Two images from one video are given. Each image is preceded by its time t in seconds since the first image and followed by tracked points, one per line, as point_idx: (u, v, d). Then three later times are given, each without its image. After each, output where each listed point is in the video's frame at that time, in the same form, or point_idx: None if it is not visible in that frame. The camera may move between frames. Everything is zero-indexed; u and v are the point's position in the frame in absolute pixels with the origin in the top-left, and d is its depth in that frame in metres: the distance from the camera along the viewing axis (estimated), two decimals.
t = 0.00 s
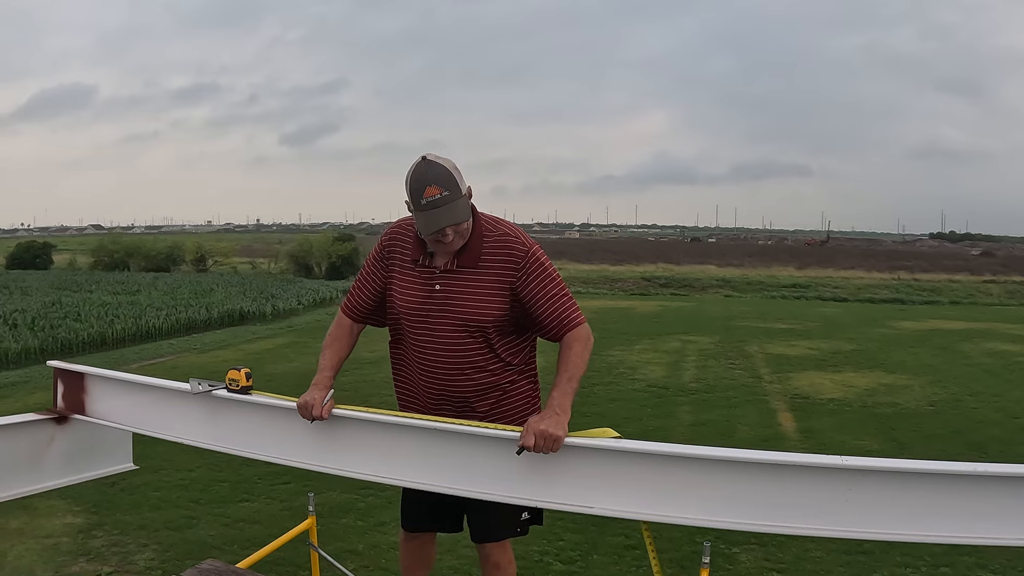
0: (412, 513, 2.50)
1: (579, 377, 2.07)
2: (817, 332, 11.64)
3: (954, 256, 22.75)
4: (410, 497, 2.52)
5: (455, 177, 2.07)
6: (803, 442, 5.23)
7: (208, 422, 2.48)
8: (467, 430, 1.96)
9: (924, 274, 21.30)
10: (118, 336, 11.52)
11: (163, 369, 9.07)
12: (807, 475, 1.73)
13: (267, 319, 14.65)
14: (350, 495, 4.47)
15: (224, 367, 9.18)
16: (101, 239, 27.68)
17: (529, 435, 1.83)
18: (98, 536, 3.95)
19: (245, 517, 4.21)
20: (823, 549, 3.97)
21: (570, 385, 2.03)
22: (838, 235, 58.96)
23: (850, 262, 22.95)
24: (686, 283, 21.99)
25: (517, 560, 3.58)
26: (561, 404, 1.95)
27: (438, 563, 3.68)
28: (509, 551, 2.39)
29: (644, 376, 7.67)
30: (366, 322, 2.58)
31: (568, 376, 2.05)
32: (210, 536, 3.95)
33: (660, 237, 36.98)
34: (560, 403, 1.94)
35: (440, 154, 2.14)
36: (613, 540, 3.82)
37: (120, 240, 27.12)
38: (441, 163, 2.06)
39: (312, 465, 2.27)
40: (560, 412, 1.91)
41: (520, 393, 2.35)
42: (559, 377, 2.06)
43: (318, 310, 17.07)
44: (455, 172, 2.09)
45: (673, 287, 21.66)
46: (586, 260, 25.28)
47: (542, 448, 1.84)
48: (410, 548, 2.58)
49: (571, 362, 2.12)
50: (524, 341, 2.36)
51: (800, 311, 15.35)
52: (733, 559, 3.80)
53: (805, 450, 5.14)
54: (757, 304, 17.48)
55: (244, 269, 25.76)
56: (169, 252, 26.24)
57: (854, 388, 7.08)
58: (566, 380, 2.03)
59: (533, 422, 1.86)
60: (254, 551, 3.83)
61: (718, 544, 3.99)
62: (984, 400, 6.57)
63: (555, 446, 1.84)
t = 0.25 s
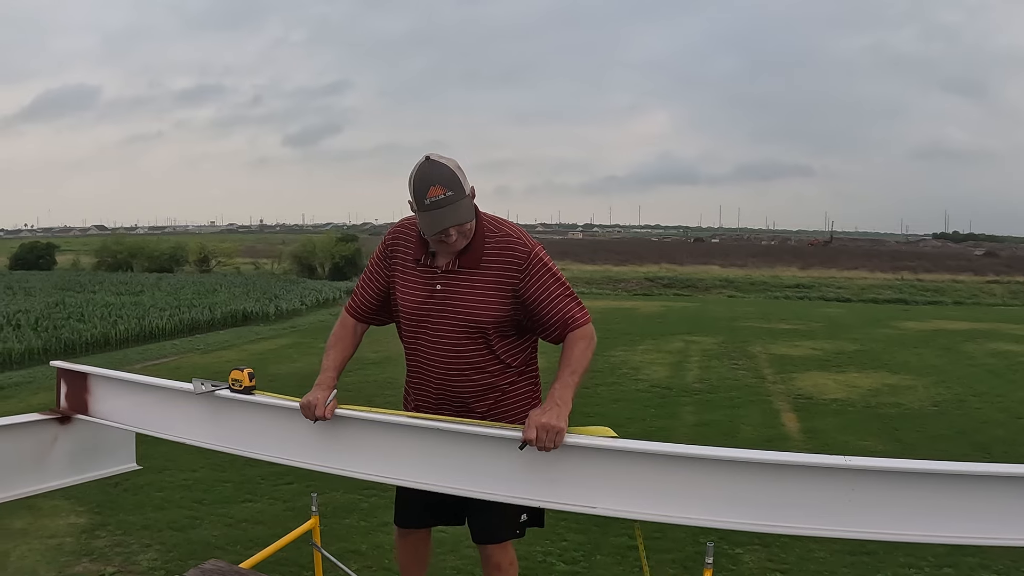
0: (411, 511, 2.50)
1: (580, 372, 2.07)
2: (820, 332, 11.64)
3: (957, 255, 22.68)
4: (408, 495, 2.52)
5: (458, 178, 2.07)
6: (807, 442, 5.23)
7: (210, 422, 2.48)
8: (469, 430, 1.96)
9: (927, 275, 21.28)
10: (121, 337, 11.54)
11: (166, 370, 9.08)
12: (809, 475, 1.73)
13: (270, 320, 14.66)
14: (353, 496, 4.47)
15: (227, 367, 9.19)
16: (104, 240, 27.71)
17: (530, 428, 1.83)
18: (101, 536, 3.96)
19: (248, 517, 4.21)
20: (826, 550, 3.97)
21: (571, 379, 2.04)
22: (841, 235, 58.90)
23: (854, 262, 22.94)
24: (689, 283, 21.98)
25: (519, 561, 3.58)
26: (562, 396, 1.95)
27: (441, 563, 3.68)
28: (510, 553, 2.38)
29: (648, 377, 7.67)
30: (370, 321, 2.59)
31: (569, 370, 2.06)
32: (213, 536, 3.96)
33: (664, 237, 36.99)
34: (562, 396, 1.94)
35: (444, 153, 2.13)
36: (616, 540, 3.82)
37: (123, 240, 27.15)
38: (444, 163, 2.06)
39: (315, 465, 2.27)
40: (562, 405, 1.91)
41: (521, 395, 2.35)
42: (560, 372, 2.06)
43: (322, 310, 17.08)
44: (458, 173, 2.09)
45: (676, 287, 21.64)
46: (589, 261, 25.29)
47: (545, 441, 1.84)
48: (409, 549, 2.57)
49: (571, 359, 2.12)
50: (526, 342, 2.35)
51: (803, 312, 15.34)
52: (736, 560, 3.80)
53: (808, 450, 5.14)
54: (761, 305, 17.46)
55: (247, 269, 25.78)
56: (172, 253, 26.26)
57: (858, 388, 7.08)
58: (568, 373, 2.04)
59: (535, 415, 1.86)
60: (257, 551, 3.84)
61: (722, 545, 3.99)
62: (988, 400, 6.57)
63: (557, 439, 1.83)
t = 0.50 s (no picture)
0: (410, 511, 2.52)
1: (552, 366, 2.12)
2: (823, 332, 11.63)
3: (960, 256, 22.64)
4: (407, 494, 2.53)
5: (444, 179, 2.06)
6: (810, 443, 5.22)
7: (214, 423, 2.49)
8: (471, 430, 1.97)
9: (930, 275, 21.27)
10: (124, 337, 11.56)
11: (169, 370, 9.09)
12: (814, 475, 1.73)
13: (273, 320, 14.68)
14: (356, 496, 4.47)
15: (230, 368, 9.20)
16: (107, 240, 27.74)
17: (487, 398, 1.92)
18: (104, 536, 3.97)
19: (251, 517, 4.22)
20: (829, 550, 3.97)
21: (540, 371, 2.09)
22: (844, 235, 58.88)
23: (856, 262, 22.94)
24: (692, 283, 21.98)
25: (522, 561, 3.58)
26: (527, 383, 2.03)
27: (444, 563, 3.69)
28: (508, 552, 2.39)
29: (651, 377, 7.67)
30: (368, 323, 2.59)
31: (540, 363, 2.11)
32: (217, 536, 3.96)
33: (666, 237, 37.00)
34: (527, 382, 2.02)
35: (433, 153, 2.12)
36: (619, 541, 3.82)
37: (126, 241, 27.18)
38: (431, 164, 2.06)
39: (319, 465, 2.27)
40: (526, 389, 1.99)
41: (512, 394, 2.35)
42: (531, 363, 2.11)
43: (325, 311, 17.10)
44: (445, 174, 2.08)
45: (679, 288, 21.64)
46: (592, 262, 25.30)
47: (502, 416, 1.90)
48: (408, 547, 2.59)
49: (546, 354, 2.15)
50: (517, 342, 2.36)
51: (806, 312, 15.34)
52: (739, 560, 3.80)
53: (811, 450, 5.13)
54: (764, 305, 17.46)
55: (250, 270, 25.81)
56: (176, 253, 26.27)
57: (861, 388, 7.07)
58: (538, 365, 2.10)
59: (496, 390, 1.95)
60: (260, 552, 3.84)
61: (725, 545, 3.99)
62: (991, 400, 6.56)
63: (513, 414, 1.90)
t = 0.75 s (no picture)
0: (402, 510, 2.53)
1: (462, 373, 2.19)
2: (827, 333, 11.62)
3: (963, 256, 22.60)
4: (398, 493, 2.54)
5: (420, 183, 2.08)
6: (813, 443, 5.22)
7: (217, 423, 2.49)
8: (472, 429, 1.97)
9: (933, 275, 21.25)
10: (127, 337, 11.57)
11: (172, 370, 9.10)
12: (817, 475, 1.73)
13: (275, 320, 14.69)
14: (359, 496, 4.47)
15: (232, 368, 9.20)
16: (110, 240, 27.76)
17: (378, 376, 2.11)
18: (107, 536, 3.97)
19: (254, 517, 4.22)
20: (833, 551, 3.96)
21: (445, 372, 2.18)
22: (846, 235, 58.84)
23: (859, 262, 22.92)
24: (695, 283, 21.97)
25: (524, 561, 3.58)
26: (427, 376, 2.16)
27: (447, 563, 3.69)
28: (501, 552, 2.40)
29: (654, 377, 7.66)
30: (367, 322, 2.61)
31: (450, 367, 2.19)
32: (219, 536, 3.96)
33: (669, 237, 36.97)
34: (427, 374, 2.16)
35: (416, 156, 2.14)
36: (622, 541, 3.82)
37: (129, 241, 27.19)
38: (408, 168, 2.07)
39: (321, 465, 2.28)
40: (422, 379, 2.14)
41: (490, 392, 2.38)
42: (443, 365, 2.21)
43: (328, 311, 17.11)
44: (423, 178, 2.09)
45: (682, 288, 21.62)
46: (595, 262, 25.29)
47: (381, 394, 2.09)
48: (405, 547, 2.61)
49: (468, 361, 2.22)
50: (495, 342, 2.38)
51: (809, 312, 15.33)
52: (742, 561, 3.80)
53: (814, 450, 5.13)
54: (767, 305, 17.44)
55: (253, 270, 25.82)
56: (179, 254, 26.26)
57: (864, 389, 7.07)
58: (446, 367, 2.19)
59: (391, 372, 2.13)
60: (263, 552, 3.85)
61: (728, 546, 3.99)
62: (995, 401, 6.55)
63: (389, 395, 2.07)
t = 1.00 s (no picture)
0: (388, 510, 2.52)
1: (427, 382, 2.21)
2: (830, 333, 11.62)
3: (966, 256, 22.56)
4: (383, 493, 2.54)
5: (396, 185, 2.11)
6: (815, 443, 5.21)
7: (219, 423, 2.49)
8: (470, 429, 1.97)
9: (936, 275, 21.22)
10: (130, 338, 11.58)
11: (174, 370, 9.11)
12: (818, 475, 1.73)
13: (278, 321, 14.70)
14: (362, 496, 4.48)
15: (235, 368, 9.21)
16: (113, 240, 27.79)
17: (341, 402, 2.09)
18: (110, 536, 3.98)
19: (256, 518, 4.22)
20: (835, 551, 3.96)
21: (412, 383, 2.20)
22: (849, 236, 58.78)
23: (862, 262, 22.91)
24: (698, 283, 21.96)
25: (526, 561, 3.58)
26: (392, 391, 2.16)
27: (450, 563, 3.69)
28: (497, 546, 2.41)
29: (656, 378, 7.66)
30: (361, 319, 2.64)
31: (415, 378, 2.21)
32: (222, 537, 3.97)
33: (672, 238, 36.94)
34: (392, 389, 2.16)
35: (396, 159, 2.16)
36: (625, 541, 3.82)
37: (132, 241, 27.23)
38: (383, 169, 2.10)
39: (321, 465, 2.28)
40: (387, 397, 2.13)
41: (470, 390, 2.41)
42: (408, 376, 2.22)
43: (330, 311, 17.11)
44: (398, 180, 2.12)
45: (685, 288, 21.61)
46: (598, 262, 25.30)
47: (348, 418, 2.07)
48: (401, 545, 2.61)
49: (424, 369, 2.24)
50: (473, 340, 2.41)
51: (812, 312, 15.32)
52: (745, 561, 3.79)
53: (816, 450, 5.13)
54: (770, 305, 17.43)
55: (256, 271, 25.85)
56: (181, 254, 26.26)
57: (867, 389, 7.06)
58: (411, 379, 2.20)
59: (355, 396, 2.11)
60: (265, 552, 3.85)
61: (730, 546, 3.99)
62: (998, 401, 6.55)
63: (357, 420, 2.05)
